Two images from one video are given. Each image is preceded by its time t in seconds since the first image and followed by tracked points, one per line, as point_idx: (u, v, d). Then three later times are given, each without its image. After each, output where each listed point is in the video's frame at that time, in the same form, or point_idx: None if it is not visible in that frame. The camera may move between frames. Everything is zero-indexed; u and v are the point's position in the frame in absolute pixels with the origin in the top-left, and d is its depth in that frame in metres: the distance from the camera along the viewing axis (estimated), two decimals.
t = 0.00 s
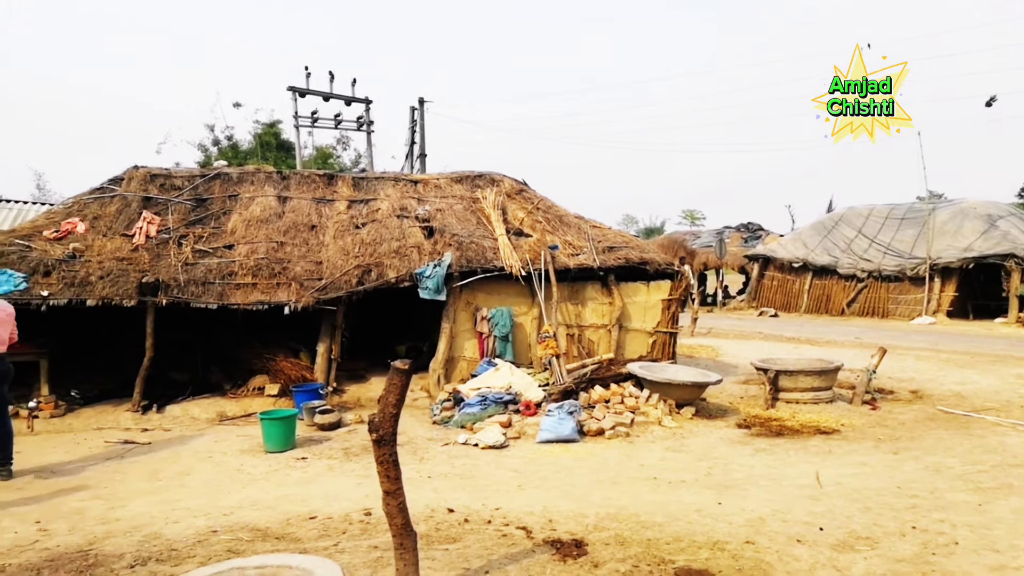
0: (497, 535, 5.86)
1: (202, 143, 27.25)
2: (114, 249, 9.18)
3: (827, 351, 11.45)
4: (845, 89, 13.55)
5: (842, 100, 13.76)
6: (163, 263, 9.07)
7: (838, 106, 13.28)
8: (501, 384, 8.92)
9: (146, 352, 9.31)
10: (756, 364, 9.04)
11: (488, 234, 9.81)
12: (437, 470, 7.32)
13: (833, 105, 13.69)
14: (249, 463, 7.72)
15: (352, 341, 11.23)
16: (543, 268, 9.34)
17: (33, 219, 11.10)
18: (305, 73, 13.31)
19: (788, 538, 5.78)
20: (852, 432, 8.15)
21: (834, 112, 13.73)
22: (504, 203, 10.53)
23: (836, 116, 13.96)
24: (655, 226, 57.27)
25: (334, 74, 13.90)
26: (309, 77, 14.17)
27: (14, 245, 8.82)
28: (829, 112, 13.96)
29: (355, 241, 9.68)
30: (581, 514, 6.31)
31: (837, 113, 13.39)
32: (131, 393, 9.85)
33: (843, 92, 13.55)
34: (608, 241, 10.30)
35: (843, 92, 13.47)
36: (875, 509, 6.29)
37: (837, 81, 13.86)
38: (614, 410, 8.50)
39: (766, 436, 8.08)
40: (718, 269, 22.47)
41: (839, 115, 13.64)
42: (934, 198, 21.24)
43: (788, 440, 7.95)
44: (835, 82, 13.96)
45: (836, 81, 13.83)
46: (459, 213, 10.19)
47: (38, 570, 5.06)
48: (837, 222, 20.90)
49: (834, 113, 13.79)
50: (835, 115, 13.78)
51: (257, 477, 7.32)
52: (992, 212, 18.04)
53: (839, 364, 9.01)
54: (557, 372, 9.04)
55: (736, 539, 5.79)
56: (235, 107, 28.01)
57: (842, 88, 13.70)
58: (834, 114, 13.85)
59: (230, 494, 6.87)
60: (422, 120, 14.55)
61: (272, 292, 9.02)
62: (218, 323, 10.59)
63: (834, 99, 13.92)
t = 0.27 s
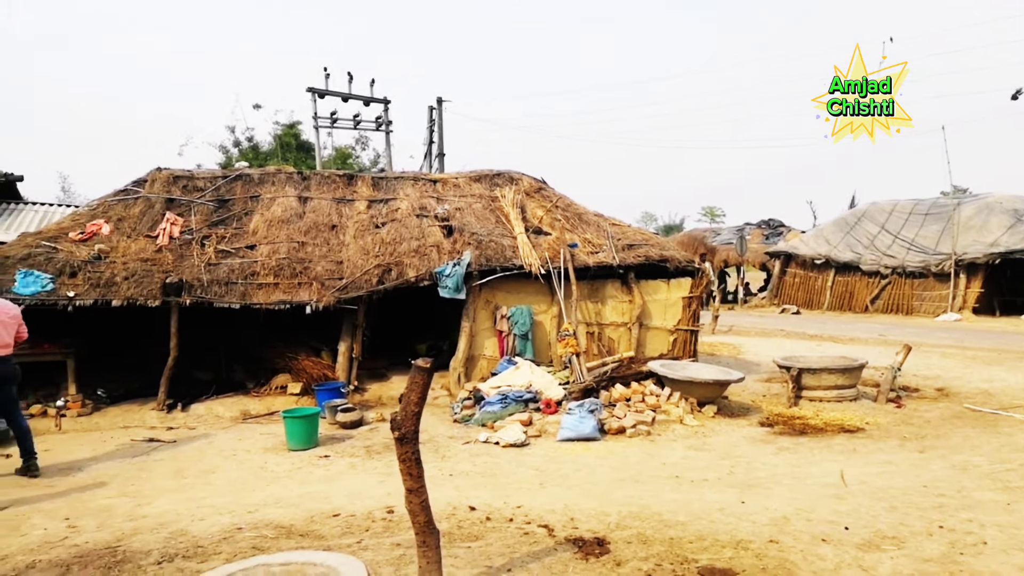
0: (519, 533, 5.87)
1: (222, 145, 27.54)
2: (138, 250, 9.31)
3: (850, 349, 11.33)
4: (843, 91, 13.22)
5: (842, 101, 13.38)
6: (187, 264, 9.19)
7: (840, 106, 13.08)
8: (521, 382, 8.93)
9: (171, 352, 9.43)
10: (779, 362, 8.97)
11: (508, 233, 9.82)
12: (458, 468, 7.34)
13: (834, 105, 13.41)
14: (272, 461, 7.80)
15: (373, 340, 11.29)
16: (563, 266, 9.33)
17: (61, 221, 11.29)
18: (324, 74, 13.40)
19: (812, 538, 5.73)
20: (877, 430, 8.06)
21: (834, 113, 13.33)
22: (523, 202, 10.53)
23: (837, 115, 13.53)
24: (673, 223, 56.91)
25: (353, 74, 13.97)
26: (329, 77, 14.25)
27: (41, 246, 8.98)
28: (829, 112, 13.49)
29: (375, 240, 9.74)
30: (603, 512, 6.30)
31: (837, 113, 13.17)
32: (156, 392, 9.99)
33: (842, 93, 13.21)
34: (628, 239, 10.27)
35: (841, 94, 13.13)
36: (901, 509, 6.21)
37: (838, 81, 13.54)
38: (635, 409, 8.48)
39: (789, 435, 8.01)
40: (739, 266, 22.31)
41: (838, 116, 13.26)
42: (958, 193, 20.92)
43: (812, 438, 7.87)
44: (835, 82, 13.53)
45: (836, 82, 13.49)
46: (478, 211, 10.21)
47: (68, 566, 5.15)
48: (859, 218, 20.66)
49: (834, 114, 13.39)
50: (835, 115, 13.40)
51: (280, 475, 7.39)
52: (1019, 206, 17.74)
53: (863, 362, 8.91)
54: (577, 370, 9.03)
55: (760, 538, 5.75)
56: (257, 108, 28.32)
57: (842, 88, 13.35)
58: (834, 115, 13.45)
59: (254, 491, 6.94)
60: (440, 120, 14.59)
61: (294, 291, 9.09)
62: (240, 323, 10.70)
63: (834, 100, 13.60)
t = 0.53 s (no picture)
0: (538, 526, 5.89)
1: (244, 139, 27.79)
2: (161, 243, 9.42)
3: (872, 344, 11.21)
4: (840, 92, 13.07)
5: (840, 101, 13.10)
6: (209, 257, 9.29)
7: (838, 107, 12.92)
8: (540, 376, 8.94)
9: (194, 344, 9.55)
10: (800, 357, 8.90)
11: (526, 227, 9.81)
12: (478, 461, 7.37)
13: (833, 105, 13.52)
14: (294, 453, 7.88)
15: (392, 334, 11.35)
16: (582, 260, 9.31)
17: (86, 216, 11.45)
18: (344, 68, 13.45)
19: (834, 533, 5.69)
20: (900, 426, 7.97)
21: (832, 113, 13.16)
22: (542, 195, 10.52)
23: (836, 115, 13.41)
24: (692, 217, 56.51)
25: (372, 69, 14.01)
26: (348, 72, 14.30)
27: (66, 240, 9.12)
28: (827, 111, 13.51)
29: (394, 234, 9.78)
30: (622, 506, 6.29)
31: (837, 113, 13.03)
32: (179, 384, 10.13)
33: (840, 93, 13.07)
34: (648, 232, 10.22)
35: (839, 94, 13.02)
36: (924, 505, 6.14)
37: (835, 82, 13.26)
38: (655, 403, 8.45)
39: (810, 430, 7.95)
40: (759, 260, 22.13)
41: (838, 115, 13.40)
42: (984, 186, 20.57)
43: (834, 434, 7.80)
44: (833, 83, 13.31)
45: (834, 82, 13.28)
46: (497, 205, 10.22)
47: (94, 555, 5.24)
48: (882, 211, 20.39)
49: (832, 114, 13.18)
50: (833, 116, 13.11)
51: (301, 467, 7.46)
52: None
53: (886, 357, 8.81)
54: (596, 364, 9.02)
55: (781, 533, 5.71)
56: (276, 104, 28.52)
57: (841, 89, 13.10)
58: (833, 116, 13.16)
59: (276, 483, 7.02)
60: (459, 113, 14.58)
61: (315, 285, 9.16)
62: (261, 316, 10.81)
63: (832, 100, 13.34)
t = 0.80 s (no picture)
0: (557, 519, 5.90)
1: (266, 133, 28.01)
2: (186, 236, 9.54)
3: (896, 341, 11.07)
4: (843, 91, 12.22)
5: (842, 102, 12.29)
6: (233, 249, 9.39)
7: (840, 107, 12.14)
8: (560, 370, 8.94)
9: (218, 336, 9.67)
10: (822, 353, 8.81)
11: (547, 221, 9.80)
12: (497, 455, 7.39)
13: (834, 105, 12.41)
14: (315, 444, 7.96)
15: (413, 327, 11.41)
16: (602, 255, 9.29)
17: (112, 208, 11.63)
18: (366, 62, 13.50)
19: (856, 531, 5.63)
20: (924, 424, 7.87)
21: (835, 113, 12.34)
22: (563, 189, 10.50)
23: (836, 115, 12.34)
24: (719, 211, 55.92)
25: (394, 63, 14.04)
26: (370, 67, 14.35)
27: (93, 232, 9.26)
28: (828, 112, 12.40)
29: (415, 228, 9.82)
30: (641, 501, 6.28)
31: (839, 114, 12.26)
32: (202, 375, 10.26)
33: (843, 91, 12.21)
34: (669, 227, 10.17)
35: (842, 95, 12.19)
36: (948, 504, 6.06)
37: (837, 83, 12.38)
38: (675, 399, 8.42)
39: (832, 427, 7.87)
40: (781, 257, 21.92)
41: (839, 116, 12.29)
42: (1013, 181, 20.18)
43: (856, 432, 7.72)
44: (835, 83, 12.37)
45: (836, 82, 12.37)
46: (518, 199, 10.22)
47: (120, 541, 5.33)
48: (907, 207, 20.10)
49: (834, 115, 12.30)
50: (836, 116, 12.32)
51: (323, 458, 7.54)
52: None
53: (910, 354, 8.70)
54: (616, 359, 9.01)
55: (802, 530, 5.67)
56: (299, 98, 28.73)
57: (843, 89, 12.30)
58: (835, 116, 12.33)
59: (297, 473, 7.09)
60: (480, 107, 14.58)
61: (336, 278, 9.22)
62: (284, 308, 10.91)
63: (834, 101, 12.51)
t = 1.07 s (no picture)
0: (575, 513, 5.90)
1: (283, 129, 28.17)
2: (206, 232, 9.63)
3: (917, 335, 10.95)
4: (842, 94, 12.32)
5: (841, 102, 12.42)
6: (252, 245, 9.46)
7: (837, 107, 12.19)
8: (577, 365, 8.94)
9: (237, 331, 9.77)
10: (843, 347, 8.73)
11: (564, 215, 9.78)
12: (515, 449, 7.41)
13: (833, 105, 12.47)
14: (334, 438, 8.02)
15: (430, 321, 11.45)
16: (620, 249, 9.27)
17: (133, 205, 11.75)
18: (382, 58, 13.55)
19: (878, 527, 5.58)
20: (946, 418, 7.78)
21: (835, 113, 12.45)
22: (580, 183, 10.48)
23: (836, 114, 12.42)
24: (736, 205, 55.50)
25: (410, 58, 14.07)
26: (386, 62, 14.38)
27: (114, 229, 9.37)
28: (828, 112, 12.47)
29: (432, 223, 9.84)
30: (660, 496, 6.27)
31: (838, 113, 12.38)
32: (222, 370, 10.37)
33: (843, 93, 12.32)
34: (687, 221, 10.11)
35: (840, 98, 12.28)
36: (972, 499, 5.99)
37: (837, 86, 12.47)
38: (693, 393, 8.38)
39: (853, 422, 7.81)
40: (800, 250, 21.71)
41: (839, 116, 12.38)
42: None
43: (878, 426, 7.65)
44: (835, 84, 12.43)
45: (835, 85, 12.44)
46: (535, 194, 10.21)
47: (144, 534, 5.41)
48: (929, 199, 19.83)
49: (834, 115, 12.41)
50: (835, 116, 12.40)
51: (342, 452, 7.60)
52: None
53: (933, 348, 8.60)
54: (634, 354, 8.98)
55: (823, 526, 5.63)
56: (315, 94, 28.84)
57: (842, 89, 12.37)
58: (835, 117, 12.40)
59: (317, 467, 7.16)
60: (496, 102, 14.58)
61: (355, 273, 9.27)
62: (302, 303, 10.99)
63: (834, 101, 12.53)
